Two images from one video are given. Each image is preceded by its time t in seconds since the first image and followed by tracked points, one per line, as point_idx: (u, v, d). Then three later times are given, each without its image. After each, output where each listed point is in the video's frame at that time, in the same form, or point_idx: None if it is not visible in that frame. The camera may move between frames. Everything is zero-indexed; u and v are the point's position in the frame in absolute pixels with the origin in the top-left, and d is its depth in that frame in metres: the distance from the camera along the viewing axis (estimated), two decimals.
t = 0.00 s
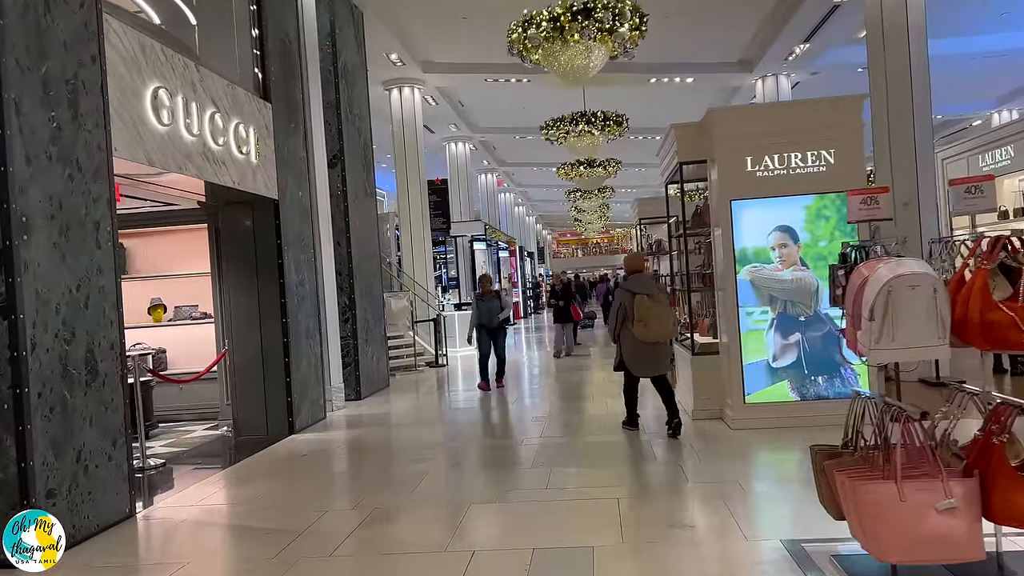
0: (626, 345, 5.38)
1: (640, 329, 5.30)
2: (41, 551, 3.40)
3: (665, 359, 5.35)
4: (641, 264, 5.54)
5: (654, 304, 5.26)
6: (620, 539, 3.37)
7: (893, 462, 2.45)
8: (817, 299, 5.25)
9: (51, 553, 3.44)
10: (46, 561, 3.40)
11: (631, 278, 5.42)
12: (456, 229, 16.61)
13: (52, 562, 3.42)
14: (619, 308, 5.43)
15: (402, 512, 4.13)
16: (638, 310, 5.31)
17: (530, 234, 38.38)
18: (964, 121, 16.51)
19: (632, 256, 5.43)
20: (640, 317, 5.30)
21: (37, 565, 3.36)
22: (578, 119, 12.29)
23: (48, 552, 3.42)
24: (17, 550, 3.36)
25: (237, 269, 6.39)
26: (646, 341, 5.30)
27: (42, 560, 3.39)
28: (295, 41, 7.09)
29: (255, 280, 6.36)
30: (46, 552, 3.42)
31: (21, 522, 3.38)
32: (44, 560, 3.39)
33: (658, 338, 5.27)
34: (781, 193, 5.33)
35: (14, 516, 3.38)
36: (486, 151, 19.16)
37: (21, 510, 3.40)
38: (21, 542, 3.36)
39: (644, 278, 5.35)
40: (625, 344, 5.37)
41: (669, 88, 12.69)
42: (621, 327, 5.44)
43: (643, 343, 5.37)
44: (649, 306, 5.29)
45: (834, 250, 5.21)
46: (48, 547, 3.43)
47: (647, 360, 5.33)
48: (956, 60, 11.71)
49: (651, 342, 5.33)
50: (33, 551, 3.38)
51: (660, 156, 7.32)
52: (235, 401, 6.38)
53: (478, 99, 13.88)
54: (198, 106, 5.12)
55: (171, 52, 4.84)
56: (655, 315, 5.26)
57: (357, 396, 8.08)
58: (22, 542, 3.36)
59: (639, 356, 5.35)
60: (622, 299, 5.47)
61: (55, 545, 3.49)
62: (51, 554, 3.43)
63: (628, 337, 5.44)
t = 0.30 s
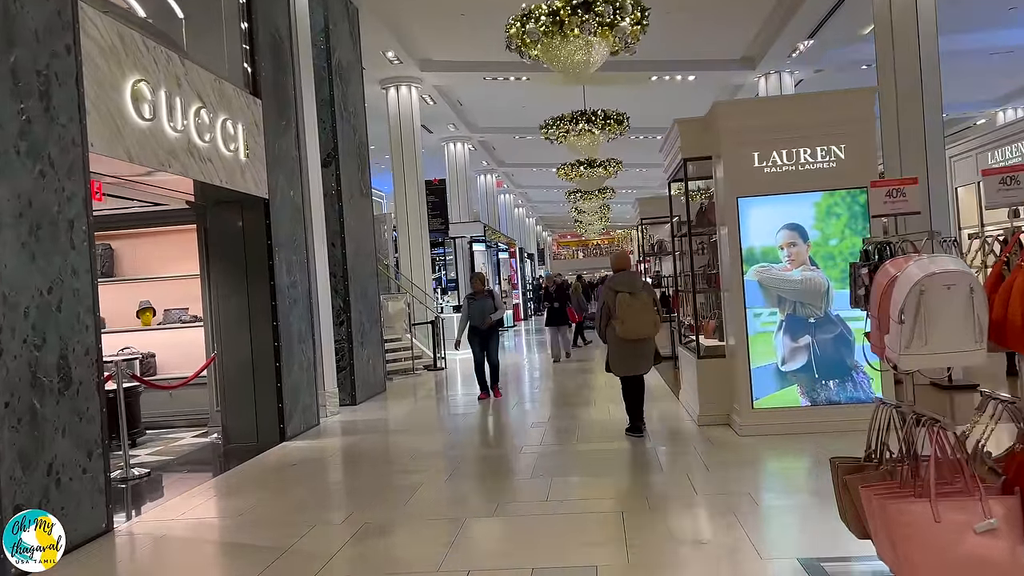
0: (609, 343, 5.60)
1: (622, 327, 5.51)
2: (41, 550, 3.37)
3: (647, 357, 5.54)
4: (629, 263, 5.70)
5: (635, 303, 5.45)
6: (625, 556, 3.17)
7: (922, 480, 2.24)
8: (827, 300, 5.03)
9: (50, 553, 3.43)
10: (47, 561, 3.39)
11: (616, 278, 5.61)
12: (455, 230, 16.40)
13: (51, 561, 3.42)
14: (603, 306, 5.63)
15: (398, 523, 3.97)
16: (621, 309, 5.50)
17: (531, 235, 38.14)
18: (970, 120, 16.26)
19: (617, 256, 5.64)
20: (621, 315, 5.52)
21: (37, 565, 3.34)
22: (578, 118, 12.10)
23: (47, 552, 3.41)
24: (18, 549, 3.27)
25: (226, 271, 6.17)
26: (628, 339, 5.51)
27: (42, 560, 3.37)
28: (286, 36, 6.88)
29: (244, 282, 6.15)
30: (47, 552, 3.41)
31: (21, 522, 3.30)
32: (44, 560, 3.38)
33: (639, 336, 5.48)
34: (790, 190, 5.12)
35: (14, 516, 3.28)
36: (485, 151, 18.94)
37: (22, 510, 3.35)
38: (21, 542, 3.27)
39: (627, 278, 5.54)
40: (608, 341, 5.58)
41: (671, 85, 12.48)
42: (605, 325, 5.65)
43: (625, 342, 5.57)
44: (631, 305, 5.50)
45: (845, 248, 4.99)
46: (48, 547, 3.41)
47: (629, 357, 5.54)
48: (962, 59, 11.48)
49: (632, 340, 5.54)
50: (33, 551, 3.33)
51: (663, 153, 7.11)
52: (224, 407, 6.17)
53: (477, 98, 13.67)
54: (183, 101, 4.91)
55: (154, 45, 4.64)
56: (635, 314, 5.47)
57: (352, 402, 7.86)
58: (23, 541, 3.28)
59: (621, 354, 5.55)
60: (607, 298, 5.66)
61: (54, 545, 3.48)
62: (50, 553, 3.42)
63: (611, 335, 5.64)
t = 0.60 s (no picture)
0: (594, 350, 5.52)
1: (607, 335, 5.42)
2: (42, 551, 3.42)
3: (632, 364, 5.47)
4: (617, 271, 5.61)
5: (620, 310, 5.37)
6: None
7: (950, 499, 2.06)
8: (831, 305, 4.85)
9: (50, 553, 3.48)
10: (46, 561, 3.46)
11: (603, 285, 5.54)
12: (449, 232, 16.19)
13: (51, 562, 3.48)
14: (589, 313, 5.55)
15: (384, 538, 3.80)
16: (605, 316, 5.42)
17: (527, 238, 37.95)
18: (969, 122, 16.10)
19: (604, 263, 5.56)
20: (607, 322, 5.43)
21: (37, 565, 3.40)
22: (574, 118, 11.91)
23: (47, 552, 3.47)
24: (18, 551, 3.31)
25: (209, 274, 5.97)
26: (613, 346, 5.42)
27: (41, 560, 3.42)
28: (273, 31, 6.67)
29: (228, 285, 5.95)
30: (47, 552, 3.47)
31: (21, 523, 3.33)
32: (44, 560, 3.44)
33: (624, 343, 5.39)
34: (793, 190, 4.93)
35: (14, 516, 3.33)
36: (480, 153, 18.74)
37: (21, 510, 3.37)
38: (21, 542, 3.31)
39: (613, 285, 5.44)
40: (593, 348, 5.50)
41: (667, 86, 12.30)
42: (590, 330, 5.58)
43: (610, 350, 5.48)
44: (616, 313, 5.41)
45: (850, 251, 4.80)
46: (48, 547, 3.47)
47: (614, 364, 5.44)
48: (963, 60, 11.31)
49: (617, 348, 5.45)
50: (33, 551, 3.37)
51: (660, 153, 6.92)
52: (208, 415, 5.96)
53: (471, 98, 13.47)
54: (161, 95, 4.71)
55: (130, 37, 4.45)
56: (620, 321, 5.38)
57: (341, 408, 7.66)
58: (23, 542, 3.32)
59: (606, 361, 5.46)
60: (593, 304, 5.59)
61: (55, 543, 3.52)
62: (50, 554, 3.47)
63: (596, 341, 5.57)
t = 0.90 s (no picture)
0: (575, 351, 5.57)
1: (587, 337, 5.46)
2: (38, 551, 3.56)
3: (614, 365, 5.50)
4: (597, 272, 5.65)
5: (600, 311, 5.41)
6: None
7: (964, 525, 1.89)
8: (827, 310, 4.67)
9: (49, 553, 3.60)
10: (46, 560, 3.59)
11: (582, 287, 5.57)
12: (438, 235, 15.99)
13: (51, 561, 3.61)
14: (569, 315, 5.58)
15: (360, 554, 3.62)
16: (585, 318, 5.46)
17: (517, 242, 37.81)
18: (960, 126, 16.01)
19: (583, 265, 5.59)
20: (587, 324, 5.46)
21: (37, 565, 3.56)
22: (564, 120, 11.73)
23: (45, 552, 3.59)
24: (16, 549, 3.44)
25: (182, 277, 5.74)
26: (594, 347, 5.45)
27: (40, 559, 3.57)
28: (250, 26, 6.46)
29: (201, 289, 5.72)
30: (42, 552, 3.59)
31: (20, 523, 3.44)
32: (41, 558, 3.58)
33: (604, 344, 5.43)
34: (787, 191, 4.75)
35: (14, 517, 3.45)
36: (469, 155, 18.55)
37: (20, 512, 3.50)
38: (20, 542, 3.45)
39: (592, 287, 5.48)
40: (575, 350, 5.54)
41: (658, 87, 12.14)
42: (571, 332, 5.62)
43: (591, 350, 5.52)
44: (596, 314, 5.44)
45: (846, 254, 4.63)
46: (45, 547, 3.58)
47: (596, 365, 5.48)
48: (956, 60, 11.15)
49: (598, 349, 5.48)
50: (31, 551, 3.52)
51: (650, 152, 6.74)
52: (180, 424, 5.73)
53: (459, 100, 13.28)
54: (127, 90, 4.51)
55: (93, 28, 4.24)
56: (600, 323, 5.41)
57: (322, 415, 7.43)
58: (21, 542, 3.45)
59: (588, 362, 5.50)
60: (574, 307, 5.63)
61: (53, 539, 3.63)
62: (49, 554, 3.60)
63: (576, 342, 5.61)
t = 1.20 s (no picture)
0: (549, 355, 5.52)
1: (560, 342, 5.41)
2: (42, 551, 3.77)
3: (588, 367, 5.46)
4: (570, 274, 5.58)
5: (572, 316, 5.35)
6: None
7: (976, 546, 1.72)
8: (820, 312, 4.51)
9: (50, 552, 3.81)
10: (48, 561, 3.79)
11: (555, 292, 5.49)
12: (423, 233, 15.77)
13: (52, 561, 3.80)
14: (542, 320, 5.52)
15: (330, 567, 3.43)
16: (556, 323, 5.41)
17: (505, 240, 37.64)
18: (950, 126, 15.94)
19: (556, 270, 5.52)
20: (559, 330, 5.41)
21: (37, 565, 3.74)
22: (551, 116, 11.54)
23: (48, 552, 3.80)
24: (20, 549, 3.72)
25: (151, 276, 5.51)
26: (567, 352, 5.40)
27: (43, 559, 3.77)
28: (224, 15, 6.23)
29: (171, 288, 5.50)
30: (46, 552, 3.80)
31: (21, 522, 3.78)
32: (45, 559, 3.78)
33: (577, 349, 5.38)
34: (778, 188, 4.58)
35: (15, 517, 3.81)
36: (456, 152, 18.34)
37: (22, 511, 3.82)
38: (22, 541, 3.73)
39: (564, 293, 5.39)
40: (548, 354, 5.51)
41: (646, 84, 11.97)
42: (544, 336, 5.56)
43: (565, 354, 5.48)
44: (568, 320, 5.38)
45: (840, 253, 4.48)
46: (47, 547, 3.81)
47: (569, 369, 5.45)
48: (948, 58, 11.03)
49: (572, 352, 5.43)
50: (34, 551, 3.75)
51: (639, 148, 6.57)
52: (150, 428, 5.51)
53: (445, 95, 13.08)
54: (89, 78, 4.28)
55: (51, 12, 4.02)
56: (572, 329, 5.35)
57: (300, 419, 7.22)
58: (24, 541, 3.73)
59: (562, 366, 5.46)
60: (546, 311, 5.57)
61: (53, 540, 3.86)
62: (51, 553, 3.82)
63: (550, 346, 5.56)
